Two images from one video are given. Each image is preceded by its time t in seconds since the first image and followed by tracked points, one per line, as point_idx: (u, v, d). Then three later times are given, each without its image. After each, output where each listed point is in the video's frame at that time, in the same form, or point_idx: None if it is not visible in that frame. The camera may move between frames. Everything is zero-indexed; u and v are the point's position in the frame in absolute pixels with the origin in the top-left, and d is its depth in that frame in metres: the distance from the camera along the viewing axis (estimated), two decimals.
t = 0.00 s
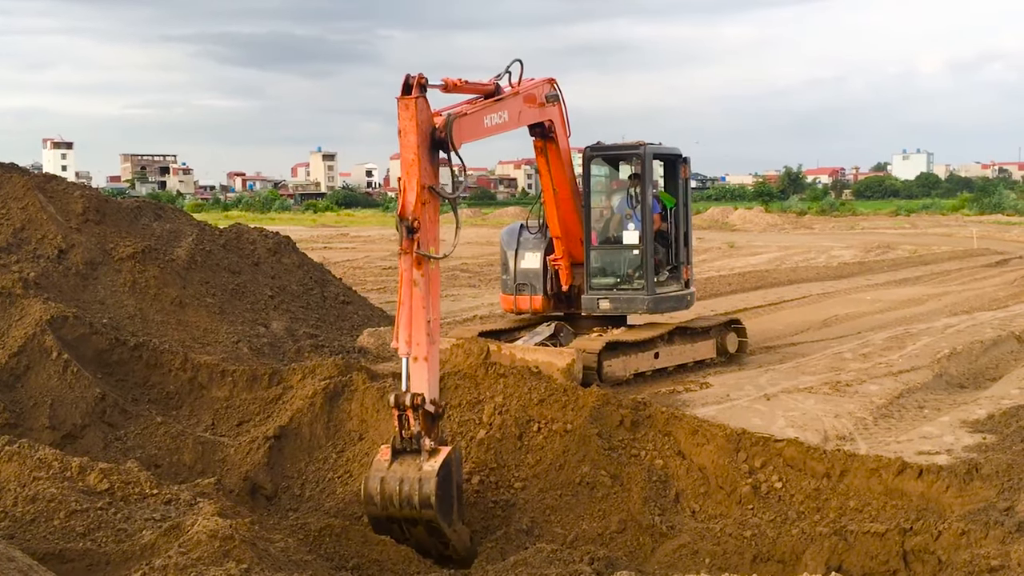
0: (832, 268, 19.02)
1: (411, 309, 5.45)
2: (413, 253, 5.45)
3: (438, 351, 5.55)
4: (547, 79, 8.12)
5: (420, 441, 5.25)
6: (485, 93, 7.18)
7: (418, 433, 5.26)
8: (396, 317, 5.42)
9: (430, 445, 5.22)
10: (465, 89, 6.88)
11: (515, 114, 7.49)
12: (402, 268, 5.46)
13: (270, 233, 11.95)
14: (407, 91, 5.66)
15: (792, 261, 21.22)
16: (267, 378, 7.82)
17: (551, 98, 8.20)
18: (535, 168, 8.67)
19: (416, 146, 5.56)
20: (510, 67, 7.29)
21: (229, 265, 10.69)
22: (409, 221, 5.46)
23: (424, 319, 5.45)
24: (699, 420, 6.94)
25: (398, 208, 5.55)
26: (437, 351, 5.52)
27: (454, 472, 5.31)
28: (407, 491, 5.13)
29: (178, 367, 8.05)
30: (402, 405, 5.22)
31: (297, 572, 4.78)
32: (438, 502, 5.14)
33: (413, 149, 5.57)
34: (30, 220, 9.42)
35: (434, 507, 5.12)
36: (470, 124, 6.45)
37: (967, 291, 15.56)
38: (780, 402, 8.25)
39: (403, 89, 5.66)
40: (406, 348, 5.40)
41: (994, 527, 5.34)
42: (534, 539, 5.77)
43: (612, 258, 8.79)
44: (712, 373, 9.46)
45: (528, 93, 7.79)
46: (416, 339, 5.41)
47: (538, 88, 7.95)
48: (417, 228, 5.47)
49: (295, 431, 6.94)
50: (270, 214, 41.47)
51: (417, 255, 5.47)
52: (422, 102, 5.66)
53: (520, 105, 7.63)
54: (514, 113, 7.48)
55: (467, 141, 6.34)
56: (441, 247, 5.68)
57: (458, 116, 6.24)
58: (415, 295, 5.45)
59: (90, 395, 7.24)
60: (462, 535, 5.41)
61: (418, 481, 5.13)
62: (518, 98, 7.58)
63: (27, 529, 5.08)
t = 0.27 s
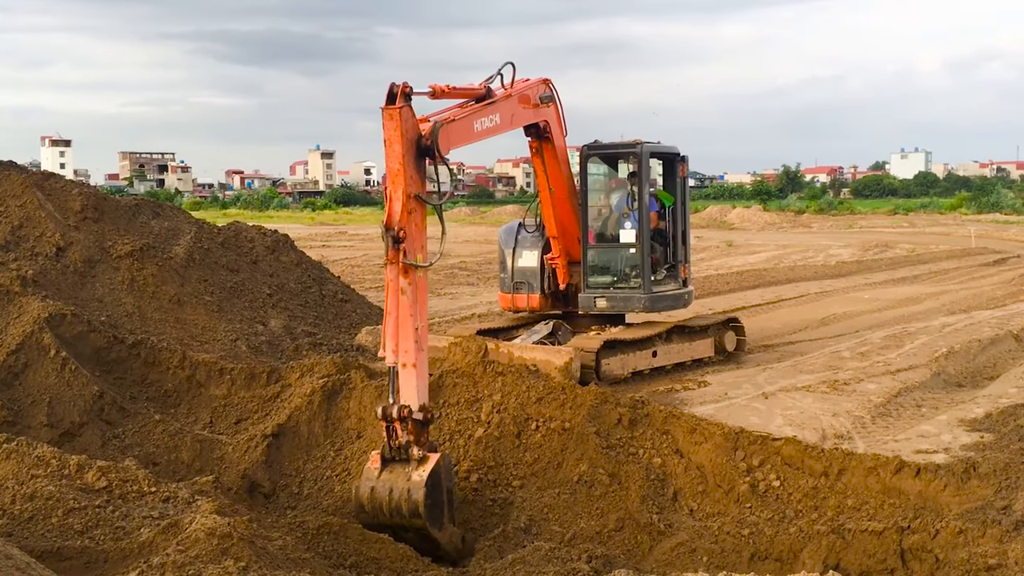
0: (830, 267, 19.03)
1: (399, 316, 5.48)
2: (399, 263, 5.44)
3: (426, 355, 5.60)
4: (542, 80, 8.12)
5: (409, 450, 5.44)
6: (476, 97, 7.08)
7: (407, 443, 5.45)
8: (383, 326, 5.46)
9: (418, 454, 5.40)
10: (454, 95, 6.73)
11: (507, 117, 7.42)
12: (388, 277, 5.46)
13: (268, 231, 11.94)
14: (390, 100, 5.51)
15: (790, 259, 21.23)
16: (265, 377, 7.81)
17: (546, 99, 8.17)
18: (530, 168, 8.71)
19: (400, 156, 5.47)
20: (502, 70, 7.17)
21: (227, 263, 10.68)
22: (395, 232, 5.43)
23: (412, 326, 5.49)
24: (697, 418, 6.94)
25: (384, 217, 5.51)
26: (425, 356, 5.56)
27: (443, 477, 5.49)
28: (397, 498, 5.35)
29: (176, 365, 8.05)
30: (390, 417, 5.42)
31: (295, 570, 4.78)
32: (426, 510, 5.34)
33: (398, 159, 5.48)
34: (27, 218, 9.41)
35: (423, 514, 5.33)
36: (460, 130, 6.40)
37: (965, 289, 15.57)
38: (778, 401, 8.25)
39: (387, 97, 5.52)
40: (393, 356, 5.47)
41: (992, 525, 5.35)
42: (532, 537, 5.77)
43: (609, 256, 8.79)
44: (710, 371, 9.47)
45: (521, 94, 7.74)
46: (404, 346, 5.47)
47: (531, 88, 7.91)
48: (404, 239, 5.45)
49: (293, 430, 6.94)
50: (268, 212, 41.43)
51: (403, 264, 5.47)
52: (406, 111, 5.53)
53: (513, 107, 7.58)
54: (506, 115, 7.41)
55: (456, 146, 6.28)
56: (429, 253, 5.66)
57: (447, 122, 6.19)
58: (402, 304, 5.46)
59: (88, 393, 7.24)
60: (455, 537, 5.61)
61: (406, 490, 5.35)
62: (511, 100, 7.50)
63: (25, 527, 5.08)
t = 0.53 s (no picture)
0: (831, 266, 19.02)
1: (392, 323, 5.51)
2: (390, 272, 5.47)
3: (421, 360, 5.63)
4: (539, 81, 8.13)
5: (405, 460, 5.49)
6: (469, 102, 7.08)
7: (403, 452, 5.49)
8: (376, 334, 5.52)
9: (414, 463, 5.45)
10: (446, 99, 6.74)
11: (501, 119, 7.39)
12: (380, 286, 5.50)
13: (268, 231, 11.94)
14: (378, 108, 5.53)
15: (790, 259, 21.22)
16: (265, 376, 7.80)
17: (543, 100, 8.17)
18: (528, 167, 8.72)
19: (388, 166, 5.48)
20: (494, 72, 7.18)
21: (227, 262, 10.68)
22: (385, 242, 5.47)
23: (405, 332, 5.51)
24: (697, 417, 6.94)
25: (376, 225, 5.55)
26: (420, 362, 5.58)
27: (441, 480, 5.56)
28: (396, 505, 5.46)
29: (176, 364, 8.04)
30: (385, 428, 5.47)
31: (295, 569, 4.78)
32: (425, 517, 5.43)
33: (386, 168, 5.50)
34: (27, 217, 9.40)
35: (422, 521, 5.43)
36: (450, 135, 6.39)
37: (965, 289, 15.57)
38: (778, 400, 8.25)
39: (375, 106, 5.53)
40: (386, 364, 5.53)
41: (992, 524, 5.35)
42: (532, 536, 5.77)
43: (608, 256, 8.78)
44: (710, 371, 9.47)
45: (516, 96, 7.74)
46: (397, 353, 5.51)
47: (527, 90, 7.92)
48: (394, 247, 5.47)
49: (293, 429, 6.94)
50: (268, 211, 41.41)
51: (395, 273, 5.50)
52: (394, 119, 5.53)
53: (508, 109, 7.55)
54: (501, 118, 7.37)
55: (446, 151, 6.26)
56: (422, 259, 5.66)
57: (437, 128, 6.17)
58: (395, 311, 5.50)
59: (88, 392, 7.24)
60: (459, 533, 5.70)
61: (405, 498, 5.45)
62: (505, 103, 7.49)
63: (25, 526, 5.08)
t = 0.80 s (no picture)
0: (832, 266, 19.01)
1: (392, 322, 5.52)
2: (391, 272, 5.47)
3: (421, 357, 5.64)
4: (540, 81, 8.13)
5: (408, 460, 5.50)
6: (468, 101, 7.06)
7: (406, 453, 5.51)
8: (376, 334, 5.52)
9: (417, 464, 5.48)
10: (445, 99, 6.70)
11: (501, 119, 7.38)
12: (380, 285, 5.50)
13: (269, 231, 11.94)
14: (377, 108, 5.50)
15: (791, 259, 21.21)
16: (266, 376, 7.80)
17: (544, 100, 8.17)
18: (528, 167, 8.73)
19: (388, 165, 5.46)
20: (495, 72, 7.16)
21: (228, 262, 10.69)
22: (385, 241, 5.46)
23: (406, 330, 5.53)
24: (698, 417, 6.94)
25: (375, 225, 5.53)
26: (421, 359, 5.61)
27: (444, 478, 5.59)
28: (401, 504, 5.48)
29: (176, 364, 8.04)
30: (388, 430, 5.46)
31: (296, 569, 4.78)
32: (430, 516, 5.48)
33: (386, 168, 5.47)
34: (29, 217, 9.41)
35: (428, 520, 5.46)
36: (450, 135, 6.37)
37: (966, 289, 15.55)
38: (779, 400, 8.24)
39: (373, 106, 5.50)
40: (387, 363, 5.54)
41: (993, 524, 5.34)
42: (533, 536, 5.77)
43: (609, 256, 8.78)
44: (710, 371, 9.46)
45: (516, 96, 7.73)
46: (398, 350, 5.52)
47: (528, 89, 7.92)
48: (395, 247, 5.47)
49: (294, 429, 6.94)
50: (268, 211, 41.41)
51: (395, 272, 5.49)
52: (394, 119, 5.51)
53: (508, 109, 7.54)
54: (500, 118, 7.36)
55: (445, 152, 6.23)
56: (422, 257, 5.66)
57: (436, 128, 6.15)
58: (395, 310, 5.51)
59: (90, 392, 7.24)
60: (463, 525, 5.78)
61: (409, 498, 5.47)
62: (505, 101, 7.48)
63: (26, 526, 5.08)
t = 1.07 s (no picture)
0: (832, 266, 19.02)
1: (396, 334, 5.51)
2: (393, 284, 5.46)
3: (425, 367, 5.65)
4: (539, 84, 8.12)
5: (416, 474, 5.50)
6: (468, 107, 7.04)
7: (413, 466, 5.51)
8: (381, 347, 5.51)
9: (425, 476, 5.49)
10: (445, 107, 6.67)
11: (501, 124, 7.36)
12: (383, 299, 5.48)
13: (270, 232, 11.94)
14: (376, 121, 5.48)
15: (792, 259, 21.22)
16: (266, 377, 7.81)
17: (543, 104, 8.16)
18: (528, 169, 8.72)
19: (389, 179, 5.45)
20: (495, 77, 7.14)
21: (228, 263, 10.69)
22: (387, 255, 5.44)
23: (411, 341, 5.52)
24: (699, 418, 6.94)
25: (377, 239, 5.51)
26: (425, 368, 5.62)
27: (452, 484, 5.63)
28: (411, 516, 5.50)
29: (177, 365, 8.05)
30: (394, 446, 5.48)
31: (297, 570, 4.78)
32: (441, 524, 5.53)
33: (386, 181, 5.46)
34: (29, 218, 9.42)
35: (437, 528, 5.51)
36: (451, 141, 6.35)
37: (966, 289, 15.55)
38: (780, 401, 8.25)
39: (372, 119, 5.48)
40: (392, 375, 5.54)
41: (994, 525, 5.34)
42: (534, 537, 5.77)
43: (609, 256, 8.78)
44: (711, 372, 9.46)
45: (516, 100, 7.72)
46: (403, 361, 5.53)
47: (527, 93, 7.91)
48: (397, 260, 5.45)
49: (295, 429, 6.94)
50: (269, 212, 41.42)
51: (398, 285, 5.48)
52: (393, 132, 5.49)
53: (508, 114, 7.53)
54: (500, 123, 7.35)
55: (444, 159, 6.20)
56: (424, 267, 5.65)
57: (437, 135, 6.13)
58: (398, 322, 5.50)
59: (90, 393, 7.24)
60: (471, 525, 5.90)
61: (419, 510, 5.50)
62: (505, 108, 7.46)
63: (27, 527, 5.09)
